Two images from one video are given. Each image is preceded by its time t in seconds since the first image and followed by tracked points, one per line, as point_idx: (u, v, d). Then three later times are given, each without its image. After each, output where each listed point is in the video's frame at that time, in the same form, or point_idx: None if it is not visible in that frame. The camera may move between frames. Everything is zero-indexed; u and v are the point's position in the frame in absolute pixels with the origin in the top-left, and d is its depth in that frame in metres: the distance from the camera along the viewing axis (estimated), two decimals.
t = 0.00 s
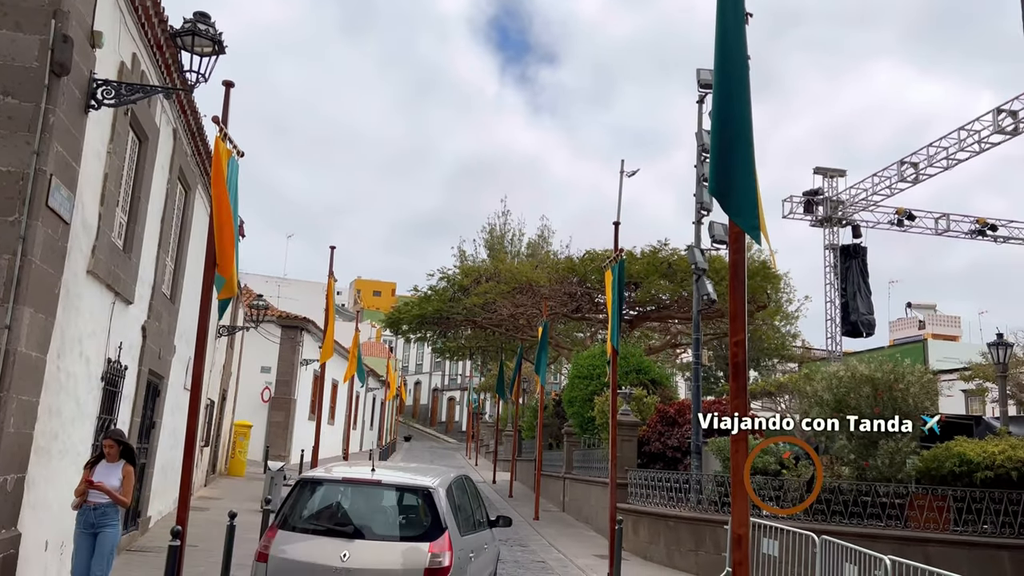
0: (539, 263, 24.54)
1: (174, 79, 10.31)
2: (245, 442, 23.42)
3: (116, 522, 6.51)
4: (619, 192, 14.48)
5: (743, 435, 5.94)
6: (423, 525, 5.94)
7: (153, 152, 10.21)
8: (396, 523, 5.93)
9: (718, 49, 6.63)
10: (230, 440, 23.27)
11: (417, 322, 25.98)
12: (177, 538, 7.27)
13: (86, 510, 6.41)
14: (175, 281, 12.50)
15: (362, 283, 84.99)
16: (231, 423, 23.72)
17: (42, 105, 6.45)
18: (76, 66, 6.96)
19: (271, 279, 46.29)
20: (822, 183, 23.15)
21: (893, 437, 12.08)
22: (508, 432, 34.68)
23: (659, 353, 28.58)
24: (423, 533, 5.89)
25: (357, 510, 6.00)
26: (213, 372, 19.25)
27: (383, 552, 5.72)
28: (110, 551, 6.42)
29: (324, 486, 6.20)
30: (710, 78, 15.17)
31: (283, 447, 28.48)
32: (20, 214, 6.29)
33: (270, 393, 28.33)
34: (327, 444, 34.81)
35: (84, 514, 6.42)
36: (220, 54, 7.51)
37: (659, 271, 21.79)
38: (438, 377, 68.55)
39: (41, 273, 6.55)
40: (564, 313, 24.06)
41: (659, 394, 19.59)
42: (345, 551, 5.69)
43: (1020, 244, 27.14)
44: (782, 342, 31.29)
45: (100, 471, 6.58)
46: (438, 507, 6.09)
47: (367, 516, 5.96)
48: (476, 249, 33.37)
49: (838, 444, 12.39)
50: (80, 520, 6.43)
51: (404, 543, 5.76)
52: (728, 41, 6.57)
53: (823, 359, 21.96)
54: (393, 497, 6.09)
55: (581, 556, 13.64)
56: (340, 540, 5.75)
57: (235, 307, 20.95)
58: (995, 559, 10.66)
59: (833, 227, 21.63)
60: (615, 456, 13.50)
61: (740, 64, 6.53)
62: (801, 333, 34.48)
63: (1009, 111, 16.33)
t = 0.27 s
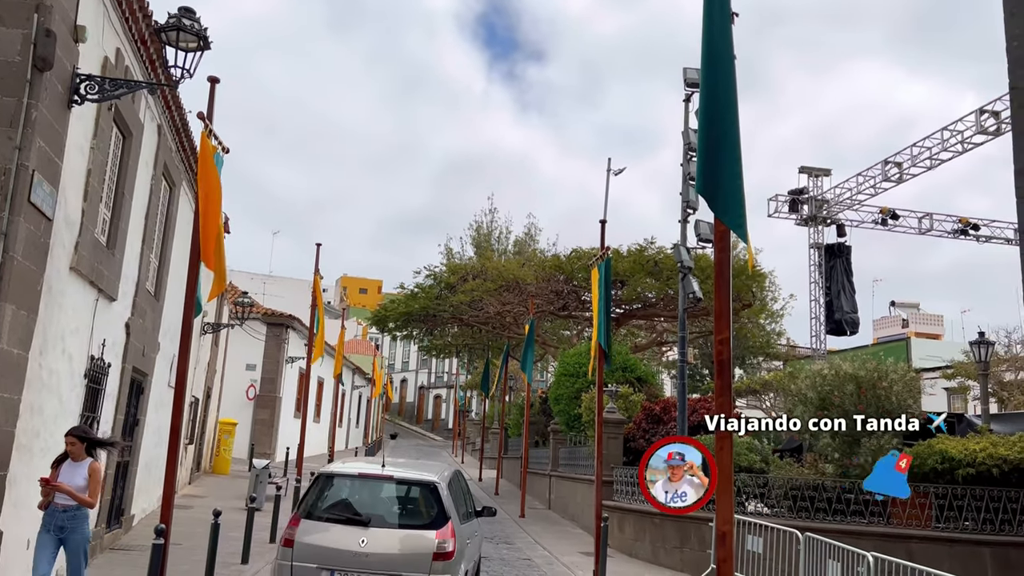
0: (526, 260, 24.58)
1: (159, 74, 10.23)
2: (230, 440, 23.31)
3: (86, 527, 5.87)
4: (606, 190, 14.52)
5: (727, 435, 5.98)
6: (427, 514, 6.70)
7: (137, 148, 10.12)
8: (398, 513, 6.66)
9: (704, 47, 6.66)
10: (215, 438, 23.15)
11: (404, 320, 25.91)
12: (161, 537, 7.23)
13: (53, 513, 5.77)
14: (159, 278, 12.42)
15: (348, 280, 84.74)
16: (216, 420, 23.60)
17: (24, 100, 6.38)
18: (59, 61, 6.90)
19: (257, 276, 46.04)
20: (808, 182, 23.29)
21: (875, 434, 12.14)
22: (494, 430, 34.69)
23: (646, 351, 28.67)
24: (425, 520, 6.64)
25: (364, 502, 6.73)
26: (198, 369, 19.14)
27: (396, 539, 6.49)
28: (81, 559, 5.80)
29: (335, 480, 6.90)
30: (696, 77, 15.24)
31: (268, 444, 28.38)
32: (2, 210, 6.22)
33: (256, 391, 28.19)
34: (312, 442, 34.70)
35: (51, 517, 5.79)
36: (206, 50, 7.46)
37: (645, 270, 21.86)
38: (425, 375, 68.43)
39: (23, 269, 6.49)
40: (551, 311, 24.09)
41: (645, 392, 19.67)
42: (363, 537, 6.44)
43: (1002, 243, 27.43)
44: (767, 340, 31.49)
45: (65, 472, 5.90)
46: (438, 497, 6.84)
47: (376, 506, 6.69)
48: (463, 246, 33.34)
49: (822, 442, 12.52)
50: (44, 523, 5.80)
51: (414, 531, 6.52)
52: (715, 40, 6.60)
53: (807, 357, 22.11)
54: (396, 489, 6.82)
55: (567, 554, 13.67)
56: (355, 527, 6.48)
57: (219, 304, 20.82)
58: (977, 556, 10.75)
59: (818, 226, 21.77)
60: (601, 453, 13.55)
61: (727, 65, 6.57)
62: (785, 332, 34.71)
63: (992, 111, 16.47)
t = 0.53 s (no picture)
0: (515, 258, 24.59)
1: (145, 70, 10.16)
2: (217, 437, 23.19)
3: (45, 527, 5.60)
4: (594, 188, 14.54)
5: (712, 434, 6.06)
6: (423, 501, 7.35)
7: (123, 144, 10.05)
8: (393, 501, 7.26)
9: (693, 45, 6.68)
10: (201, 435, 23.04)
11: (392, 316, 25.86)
12: (147, 534, 7.19)
13: (7, 512, 5.52)
14: (145, 274, 12.33)
15: (335, 277, 84.51)
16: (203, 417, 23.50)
17: (8, 94, 6.32)
18: (44, 55, 6.83)
19: (244, 272, 45.82)
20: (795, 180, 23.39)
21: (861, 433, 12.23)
22: (483, 427, 34.69)
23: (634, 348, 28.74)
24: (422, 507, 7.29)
25: (363, 493, 7.31)
26: (185, 366, 19.03)
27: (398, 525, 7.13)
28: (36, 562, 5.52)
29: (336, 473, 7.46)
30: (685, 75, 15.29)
31: (255, 441, 28.28)
32: None
33: (243, 388, 28.08)
34: (300, 439, 34.61)
35: (5, 517, 5.53)
36: (193, 45, 7.41)
37: (633, 267, 21.92)
38: (413, 372, 68.36)
39: (7, 266, 6.43)
40: (539, 308, 24.12)
41: (633, 389, 19.73)
42: (369, 524, 7.05)
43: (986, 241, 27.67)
44: (754, 337, 31.65)
45: (21, 468, 5.64)
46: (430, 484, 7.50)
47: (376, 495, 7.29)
48: (451, 243, 33.31)
49: (809, 439, 12.62)
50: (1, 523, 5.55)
51: (414, 517, 7.17)
52: (703, 37, 6.63)
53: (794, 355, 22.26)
54: (393, 480, 7.41)
55: (555, 550, 13.70)
56: (361, 516, 7.09)
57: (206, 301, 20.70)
58: (961, 552, 10.81)
59: (805, 224, 21.87)
60: (588, 450, 13.59)
61: (717, 63, 6.61)
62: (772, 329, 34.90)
63: (977, 111, 16.60)
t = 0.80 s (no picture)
0: (505, 253, 24.61)
1: (133, 63, 10.09)
2: (206, 433, 23.11)
3: None
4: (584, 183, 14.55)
5: (702, 426, 6.08)
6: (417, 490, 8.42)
7: (110, 138, 9.98)
8: (390, 489, 8.37)
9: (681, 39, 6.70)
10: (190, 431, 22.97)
11: (382, 312, 25.78)
12: (135, 530, 7.17)
13: None
14: (133, 269, 12.26)
15: (325, 273, 84.27)
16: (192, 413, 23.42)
17: None
18: (29, 48, 6.79)
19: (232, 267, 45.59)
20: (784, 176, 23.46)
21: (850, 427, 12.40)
22: (472, 422, 34.69)
23: (623, 343, 28.82)
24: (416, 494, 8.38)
25: (362, 483, 8.42)
26: (173, 361, 18.95)
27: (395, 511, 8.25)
28: None
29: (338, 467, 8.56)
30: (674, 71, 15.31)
31: (245, 437, 28.22)
32: None
33: (232, 383, 27.98)
34: (290, 435, 34.55)
35: None
36: (180, 38, 7.37)
37: (623, 262, 21.96)
38: (403, 367, 68.29)
39: None
40: (529, 303, 24.14)
41: (622, 384, 19.79)
42: (371, 510, 8.17)
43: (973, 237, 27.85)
44: (743, 333, 31.78)
45: None
46: (423, 473, 8.58)
47: (375, 485, 8.44)
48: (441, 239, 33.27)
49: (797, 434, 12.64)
50: None
51: (409, 504, 8.27)
52: (692, 31, 6.64)
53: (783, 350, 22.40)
54: (388, 472, 8.51)
55: (544, 545, 13.74)
56: (363, 504, 8.19)
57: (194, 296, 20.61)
58: (947, 545, 10.92)
59: (794, 219, 21.95)
60: (578, 445, 13.62)
61: (703, 60, 6.61)
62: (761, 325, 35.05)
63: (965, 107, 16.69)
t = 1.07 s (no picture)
0: (496, 246, 24.62)
1: (121, 55, 10.01)
2: (196, 427, 23.06)
3: None
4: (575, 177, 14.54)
5: (692, 417, 6.06)
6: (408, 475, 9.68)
7: (98, 130, 9.90)
8: (384, 475, 9.64)
9: (669, 32, 6.69)
10: (180, 425, 22.91)
11: (373, 305, 25.72)
12: (126, 524, 7.15)
13: None
14: (122, 262, 12.18)
15: (316, 266, 84.05)
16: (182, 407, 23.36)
17: None
18: (16, 39, 6.72)
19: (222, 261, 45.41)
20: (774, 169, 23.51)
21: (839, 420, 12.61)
22: (463, 415, 34.73)
23: (614, 336, 28.87)
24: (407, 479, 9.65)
25: (360, 470, 9.69)
26: (163, 355, 18.87)
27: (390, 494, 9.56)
28: None
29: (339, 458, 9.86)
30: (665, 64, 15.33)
31: (236, 431, 28.17)
32: None
33: (222, 377, 27.91)
34: (280, 428, 34.51)
35: None
36: (169, 30, 7.31)
37: (614, 256, 21.99)
38: (394, 361, 68.29)
39: None
40: (520, 297, 24.16)
41: (613, 377, 19.86)
42: (369, 493, 9.46)
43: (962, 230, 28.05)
44: (734, 326, 31.91)
45: None
46: (413, 460, 9.87)
47: (370, 471, 9.70)
48: (432, 232, 33.23)
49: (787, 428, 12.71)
50: None
51: (402, 488, 9.50)
52: (680, 24, 6.63)
53: (773, 343, 22.52)
54: (382, 460, 9.79)
55: (535, 537, 13.79)
56: (362, 488, 9.48)
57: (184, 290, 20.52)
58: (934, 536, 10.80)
59: (784, 213, 22.02)
60: (569, 438, 13.64)
61: (691, 53, 6.60)
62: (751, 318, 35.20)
63: (954, 101, 16.78)
